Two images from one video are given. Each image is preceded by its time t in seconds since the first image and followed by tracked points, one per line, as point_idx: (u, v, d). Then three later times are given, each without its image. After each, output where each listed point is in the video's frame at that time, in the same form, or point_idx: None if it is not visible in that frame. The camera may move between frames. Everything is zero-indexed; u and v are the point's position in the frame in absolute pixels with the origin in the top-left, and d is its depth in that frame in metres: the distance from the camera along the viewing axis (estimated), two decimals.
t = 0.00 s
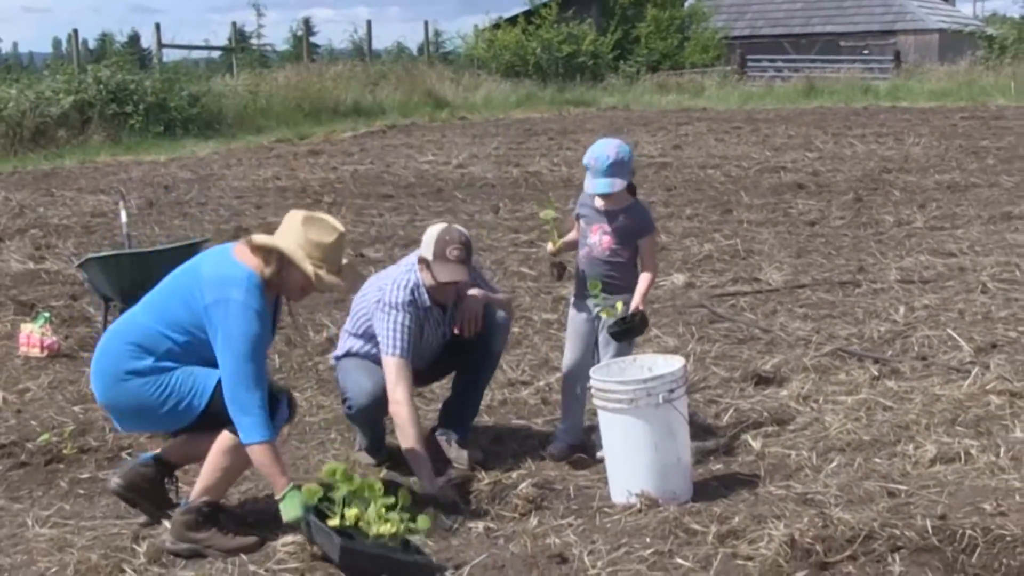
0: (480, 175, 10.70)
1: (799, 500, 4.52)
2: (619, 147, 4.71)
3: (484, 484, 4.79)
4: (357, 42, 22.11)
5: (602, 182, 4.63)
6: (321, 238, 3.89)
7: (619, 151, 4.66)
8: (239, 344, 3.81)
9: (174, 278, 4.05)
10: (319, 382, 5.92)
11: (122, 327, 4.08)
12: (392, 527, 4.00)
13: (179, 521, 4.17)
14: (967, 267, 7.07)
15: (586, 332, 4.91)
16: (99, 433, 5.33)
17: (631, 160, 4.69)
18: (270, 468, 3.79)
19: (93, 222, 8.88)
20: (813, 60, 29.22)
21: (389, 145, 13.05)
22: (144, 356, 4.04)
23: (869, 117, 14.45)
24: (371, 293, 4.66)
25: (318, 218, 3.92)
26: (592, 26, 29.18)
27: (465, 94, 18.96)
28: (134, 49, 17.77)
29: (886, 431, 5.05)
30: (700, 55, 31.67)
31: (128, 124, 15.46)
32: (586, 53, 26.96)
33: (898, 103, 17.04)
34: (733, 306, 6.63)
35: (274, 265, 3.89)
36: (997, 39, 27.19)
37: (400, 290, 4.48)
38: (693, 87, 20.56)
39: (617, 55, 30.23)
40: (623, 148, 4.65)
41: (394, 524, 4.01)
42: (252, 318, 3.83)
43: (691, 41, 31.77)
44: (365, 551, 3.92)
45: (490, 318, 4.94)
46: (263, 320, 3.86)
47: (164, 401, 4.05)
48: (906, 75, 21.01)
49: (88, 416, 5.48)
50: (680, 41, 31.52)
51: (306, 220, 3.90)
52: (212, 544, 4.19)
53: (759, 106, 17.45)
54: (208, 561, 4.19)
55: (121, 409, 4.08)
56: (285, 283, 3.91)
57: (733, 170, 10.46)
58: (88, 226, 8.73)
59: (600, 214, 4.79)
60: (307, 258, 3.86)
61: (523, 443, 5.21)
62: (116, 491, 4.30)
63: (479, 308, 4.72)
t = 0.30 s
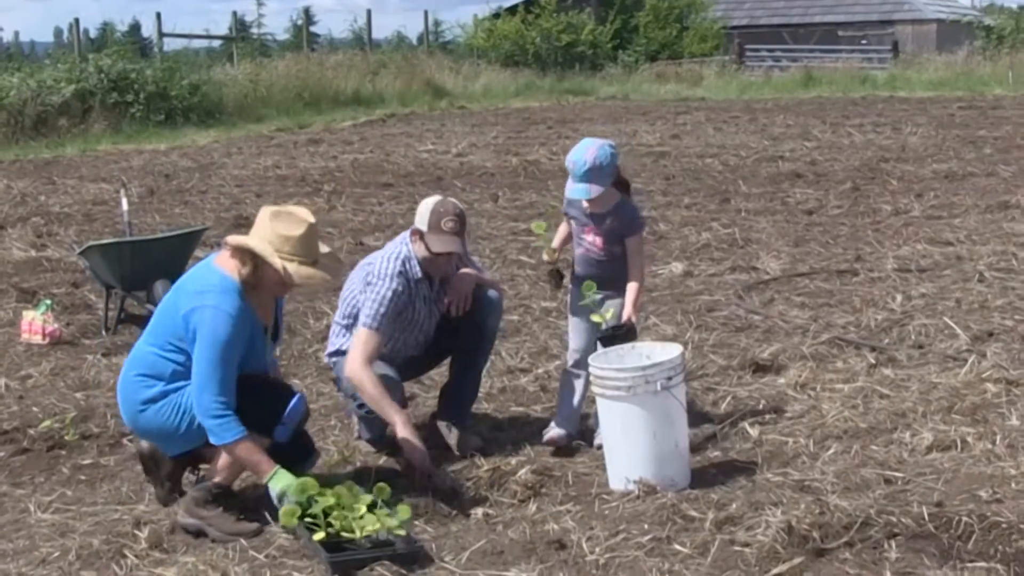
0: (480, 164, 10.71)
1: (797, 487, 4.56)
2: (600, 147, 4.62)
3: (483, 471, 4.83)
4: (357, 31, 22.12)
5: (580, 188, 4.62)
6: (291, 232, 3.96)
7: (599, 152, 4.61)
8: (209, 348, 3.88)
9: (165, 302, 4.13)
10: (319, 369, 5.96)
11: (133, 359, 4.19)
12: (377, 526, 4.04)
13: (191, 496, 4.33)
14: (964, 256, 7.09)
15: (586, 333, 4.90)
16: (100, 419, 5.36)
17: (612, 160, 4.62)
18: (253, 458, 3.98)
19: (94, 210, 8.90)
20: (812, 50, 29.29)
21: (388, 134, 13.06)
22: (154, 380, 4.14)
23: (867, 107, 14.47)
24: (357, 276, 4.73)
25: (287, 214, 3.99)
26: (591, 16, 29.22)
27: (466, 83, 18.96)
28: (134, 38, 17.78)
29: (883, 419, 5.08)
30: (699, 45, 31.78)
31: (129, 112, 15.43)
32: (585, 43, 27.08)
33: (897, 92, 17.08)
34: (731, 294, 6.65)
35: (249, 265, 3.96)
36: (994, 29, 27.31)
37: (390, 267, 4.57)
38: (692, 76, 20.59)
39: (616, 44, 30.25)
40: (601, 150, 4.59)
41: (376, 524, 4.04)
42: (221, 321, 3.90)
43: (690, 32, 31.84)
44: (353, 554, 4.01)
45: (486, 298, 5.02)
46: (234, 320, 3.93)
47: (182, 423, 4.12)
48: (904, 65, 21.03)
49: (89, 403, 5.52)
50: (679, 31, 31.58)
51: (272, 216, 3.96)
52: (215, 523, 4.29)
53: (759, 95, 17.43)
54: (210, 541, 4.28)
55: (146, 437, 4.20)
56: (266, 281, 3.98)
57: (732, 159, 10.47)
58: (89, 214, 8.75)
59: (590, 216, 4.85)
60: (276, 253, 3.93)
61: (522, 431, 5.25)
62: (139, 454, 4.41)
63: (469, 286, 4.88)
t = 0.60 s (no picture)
0: (482, 152, 10.73)
1: (797, 473, 4.59)
2: (579, 174, 4.62)
3: (485, 456, 4.87)
4: (359, 19, 22.12)
5: (556, 214, 4.65)
6: (282, 229, 3.96)
7: (576, 179, 4.62)
8: (220, 342, 3.98)
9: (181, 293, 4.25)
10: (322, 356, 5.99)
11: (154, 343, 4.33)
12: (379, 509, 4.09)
13: (199, 481, 4.35)
14: (963, 244, 7.12)
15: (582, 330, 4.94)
16: (105, 405, 5.40)
17: (591, 187, 4.62)
18: (276, 450, 4.07)
19: (99, 197, 8.94)
20: (812, 40, 29.27)
21: (390, 121, 13.08)
22: (168, 363, 4.27)
23: (867, 96, 14.47)
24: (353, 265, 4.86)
25: (276, 211, 4.01)
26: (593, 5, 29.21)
27: (468, 72, 18.97)
28: (138, 26, 17.79)
29: (883, 406, 5.11)
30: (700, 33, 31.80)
31: (133, 100, 15.44)
32: (586, 32, 26.96)
33: (897, 81, 17.07)
34: (732, 282, 6.68)
35: (250, 264, 4.02)
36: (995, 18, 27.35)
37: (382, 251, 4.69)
38: (693, 64, 20.57)
39: (618, 34, 30.24)
40: (578, 177, 4.60)
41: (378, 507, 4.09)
42: (230, 316, 4.00)
43: (691, 20, 31.86)
44: (355, 540, 4.06)
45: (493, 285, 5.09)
46: (242, 315, 4.03)
47: (187, 407, 4.25)
48: (904, 54, 21.01)
49: (94, 389, 5.55)
50: (679, 20, 31.63)
51: (264, 216, 4.00)
52: (219, 507, 4.33)
53: (760, 84, 17.42)
54: (215, 525, 4.33)
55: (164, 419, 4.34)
56: (267, 278, 4.04)
57: (733, 148, 10.48)
58: (94, 201, 8.78)
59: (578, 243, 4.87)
60: (268, 252, 3.96)
61: (524, 418, 5.28)
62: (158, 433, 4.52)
63: (482, 280, 4.95)
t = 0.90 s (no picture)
0: (483, 146, 10.75)
1: (796, 465, 4.62)
2: (568, 240, 4.54)
3: (487, 449, 4.90)
4: (360, 14, 22.13)
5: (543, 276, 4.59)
6: (301, 235, 3.95)
7: (566, 243, 4.56)
8: (211, 333, 4.01)
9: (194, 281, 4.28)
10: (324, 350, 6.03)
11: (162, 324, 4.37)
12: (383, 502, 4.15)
13: (202, 474, 4.39)
14: (962, 237, 7.14)
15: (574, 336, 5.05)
16: (108, 398, 5.43)
17: (580, 252, 4.57)
18: (258, 434, 4.09)
19: (102, 191, 8.97)
20: (811, 34, 29.27)
21: (391, 116, 13.10)
22: (170, 345, 4.29)
23: (866, 90, 14.48)
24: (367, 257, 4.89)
25: (301, 215, 4.00)
26: None
27: (468, 67, 18.98)
28: (140, 22, 17.81)
29: (882, 398, 5.14)
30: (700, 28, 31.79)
31: (136, 95, 15.45)
32: (586, 26, 26.80)
33: (896, 76, 17.08)
34: (731, 275, 6.71)
35: (265, 265, 4.05)
36: (993, 13, 27.33)
37: (393, 241, 4.69)
38: (693, 59, 20.57)
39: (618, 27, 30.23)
40: (569, 242, 4.53)
41: (382, 501, 4.15)
42: (224, 309, 4.02)
43: (690, 15, 31.90)
44: (358, 533, 4.10)
45: (488, 276, 5.13)
46: (239, 310, 4.04)
47: (179, 390, 4.24)
48: (903, 48, 21.02)
49: (97, 382, 5.59)
50: (679, 15, 31.64)
51: (285, 219, 4.00)
52: (221, 500, 4.37)
53: (759, 78, 17.43)
54: (217, 518, 4.36)
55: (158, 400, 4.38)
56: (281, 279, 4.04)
57: (732, 141, 10.50)
58: (97, 195, 8.81)
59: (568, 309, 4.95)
60: (285, 255, 3.96)
61: (525, 411, 5.32)
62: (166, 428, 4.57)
63: (479, 270, 5.01)
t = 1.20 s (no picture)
0: (484, 141, 10.77)
1: (797, 457, 4.65)
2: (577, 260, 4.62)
3: (489, 442, 4.93)
4: (361, 10, 22.12)
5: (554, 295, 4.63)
6: (304, 234, 3.98)
7: (576, 262, 4.63)
8: (211, 331, 4.04)
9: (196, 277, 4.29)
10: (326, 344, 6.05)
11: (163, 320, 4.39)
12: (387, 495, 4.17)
13: (204, 470, 4.41)
14: (961, 230, 7.16)
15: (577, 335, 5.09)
16: (113, 393, 5.46)
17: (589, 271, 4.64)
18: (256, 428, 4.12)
19: (104, 188, 8.99)
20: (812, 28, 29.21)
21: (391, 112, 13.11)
22: (171, 343, 4.31)
23: (866, 84, 14.48)
24: (389, 250, 4.92)
25: (303, 214, 4.03)
26: None
27: (468, 62, 18.98)
28: (141, 19, 17.81)
29: (882, 390, 5.17)
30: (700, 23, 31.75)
31: (138, 92, 15.44)
32: (586, 22, 26.75)
33: (896, 69, 17.07)
34: (732, 269, 6.73)
35: (268, 263, 4.07)
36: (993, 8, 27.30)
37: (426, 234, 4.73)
38: (693, 53, 20.55)
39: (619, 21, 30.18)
40: (578, 261, 4.61)
41: (385, 494, 4.17)
42: (225, 307, 4.03)
43: (690, 10, 31.89)
44: (361, 526, 4.13)
45: (495, 272, 5.15)
46: (240, 308, 4.06)
47: (180, 386, 4.25)
48: (902, 41, 21.01)
49: (101, 377, 5.62)
50: (679, 10, 31.61)
51: (288, 218, 4.02)
52: (226, 495, 4.39)
53: (759, 72, 17.42)
54: (222, 511, 4.40)
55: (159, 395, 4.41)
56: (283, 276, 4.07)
57: (732, 136, 10.51)
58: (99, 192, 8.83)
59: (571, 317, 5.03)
60: (288, 254, 3.98)
61: (527, 404, 5.35)
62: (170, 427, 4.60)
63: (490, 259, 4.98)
